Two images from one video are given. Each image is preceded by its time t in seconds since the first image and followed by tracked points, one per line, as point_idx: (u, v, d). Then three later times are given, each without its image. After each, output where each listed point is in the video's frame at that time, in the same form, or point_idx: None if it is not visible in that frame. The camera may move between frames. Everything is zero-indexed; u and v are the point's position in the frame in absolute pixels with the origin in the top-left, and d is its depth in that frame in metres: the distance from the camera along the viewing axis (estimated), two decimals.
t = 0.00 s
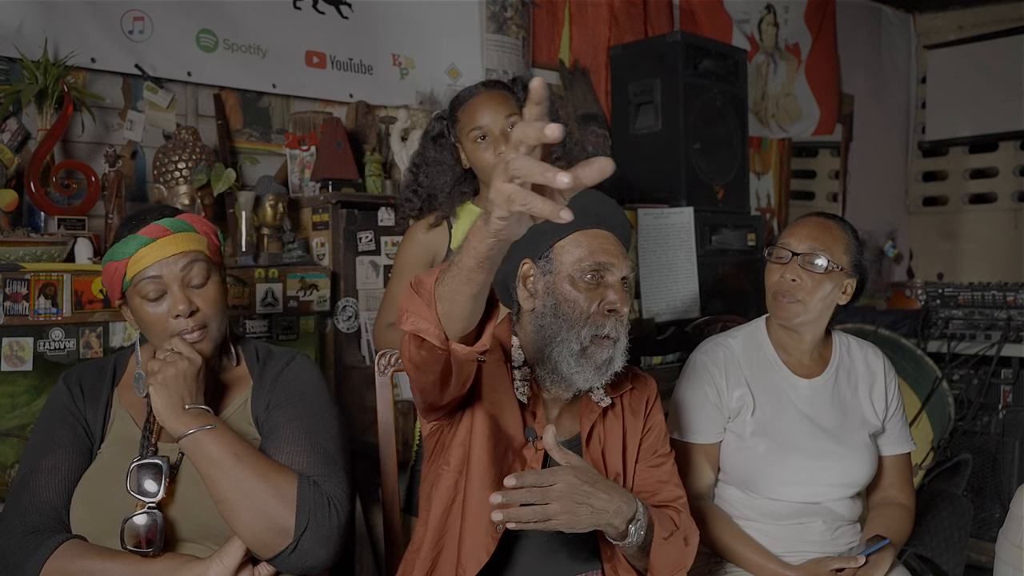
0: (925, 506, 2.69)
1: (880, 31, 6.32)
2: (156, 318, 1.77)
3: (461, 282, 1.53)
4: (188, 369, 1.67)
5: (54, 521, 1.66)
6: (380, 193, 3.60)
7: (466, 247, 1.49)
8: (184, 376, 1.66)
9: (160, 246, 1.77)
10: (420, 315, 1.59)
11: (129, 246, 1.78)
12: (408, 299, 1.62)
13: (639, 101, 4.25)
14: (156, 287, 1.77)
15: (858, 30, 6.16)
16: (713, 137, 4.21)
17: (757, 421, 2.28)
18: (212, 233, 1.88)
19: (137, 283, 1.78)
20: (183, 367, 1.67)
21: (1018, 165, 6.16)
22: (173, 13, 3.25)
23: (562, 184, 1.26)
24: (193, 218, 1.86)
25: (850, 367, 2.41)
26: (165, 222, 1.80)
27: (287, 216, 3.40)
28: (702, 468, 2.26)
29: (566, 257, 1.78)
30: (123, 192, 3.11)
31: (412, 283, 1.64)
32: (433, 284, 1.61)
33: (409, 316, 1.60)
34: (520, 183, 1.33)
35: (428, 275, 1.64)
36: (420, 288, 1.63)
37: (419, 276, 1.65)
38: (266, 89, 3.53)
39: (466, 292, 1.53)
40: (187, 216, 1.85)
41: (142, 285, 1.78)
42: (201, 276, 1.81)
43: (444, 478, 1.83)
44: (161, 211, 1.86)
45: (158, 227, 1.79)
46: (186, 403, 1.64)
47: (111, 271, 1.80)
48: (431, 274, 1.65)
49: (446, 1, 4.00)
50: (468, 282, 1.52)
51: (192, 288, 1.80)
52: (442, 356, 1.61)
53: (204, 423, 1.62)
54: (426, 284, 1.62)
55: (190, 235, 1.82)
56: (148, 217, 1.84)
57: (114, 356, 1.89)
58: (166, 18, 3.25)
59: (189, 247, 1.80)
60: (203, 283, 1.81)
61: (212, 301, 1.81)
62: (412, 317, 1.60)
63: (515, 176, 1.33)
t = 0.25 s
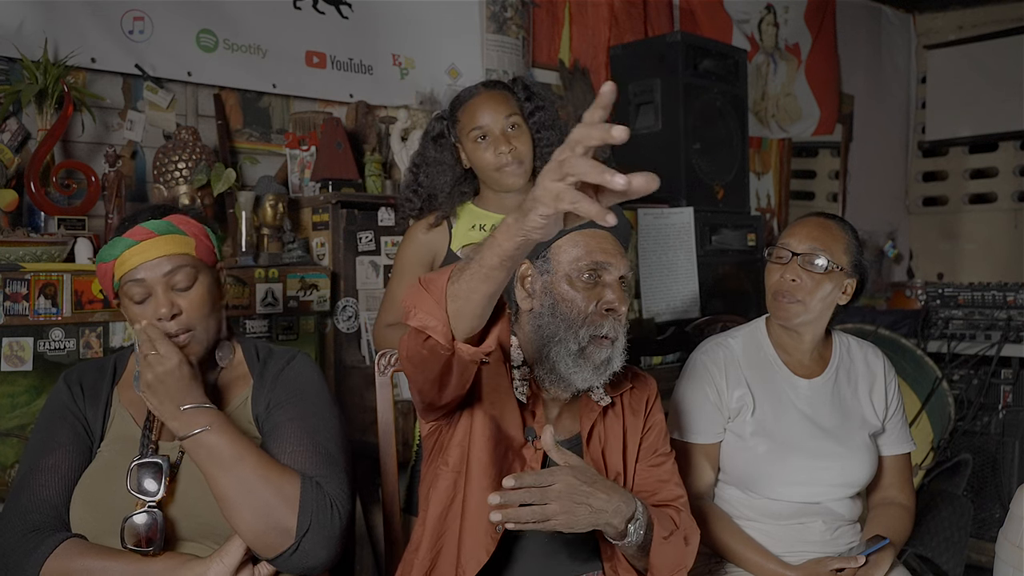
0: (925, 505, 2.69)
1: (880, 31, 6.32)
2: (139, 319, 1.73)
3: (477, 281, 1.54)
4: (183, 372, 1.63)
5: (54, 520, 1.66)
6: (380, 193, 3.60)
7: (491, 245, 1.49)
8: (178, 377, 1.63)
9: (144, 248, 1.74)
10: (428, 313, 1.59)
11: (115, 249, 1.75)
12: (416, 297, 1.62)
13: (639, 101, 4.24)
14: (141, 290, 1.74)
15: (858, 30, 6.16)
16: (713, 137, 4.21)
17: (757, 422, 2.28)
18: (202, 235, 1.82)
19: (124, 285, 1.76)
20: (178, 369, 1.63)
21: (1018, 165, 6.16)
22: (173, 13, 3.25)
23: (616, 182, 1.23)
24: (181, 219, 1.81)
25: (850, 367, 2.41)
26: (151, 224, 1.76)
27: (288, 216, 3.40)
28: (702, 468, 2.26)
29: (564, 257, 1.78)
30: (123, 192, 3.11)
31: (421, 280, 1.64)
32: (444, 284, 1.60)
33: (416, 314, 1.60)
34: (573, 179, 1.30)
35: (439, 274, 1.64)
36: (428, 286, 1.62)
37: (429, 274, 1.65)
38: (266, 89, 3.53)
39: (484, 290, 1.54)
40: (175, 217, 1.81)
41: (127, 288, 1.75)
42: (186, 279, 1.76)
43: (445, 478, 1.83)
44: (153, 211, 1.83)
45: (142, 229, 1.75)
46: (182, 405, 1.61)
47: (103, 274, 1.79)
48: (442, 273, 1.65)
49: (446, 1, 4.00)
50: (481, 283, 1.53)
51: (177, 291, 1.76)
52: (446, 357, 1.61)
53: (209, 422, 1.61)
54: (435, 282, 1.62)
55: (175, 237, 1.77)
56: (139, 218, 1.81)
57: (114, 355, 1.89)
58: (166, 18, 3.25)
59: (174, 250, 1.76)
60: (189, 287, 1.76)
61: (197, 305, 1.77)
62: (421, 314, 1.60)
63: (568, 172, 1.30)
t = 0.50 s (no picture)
0: (925, 505, 2.69)
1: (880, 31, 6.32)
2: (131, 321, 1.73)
3: (479, 275, 1.53)
4: (166, 374, 1.62)
5: (53, 519, 1.66)
6: (380, 193, 3.60)
7: (496, 240, 1.47)
8: (164, 380, 1.61)
9: (136, 252, 1.73)
10: (424, 309, 1.59)
11: (109, 251, 1.75)
12: (413, 292, 1.62)
13: (639, 101, 4.24)
14: (135, 294, 1.73)
15: (858, 30, 6.16)
16: (713, 137, 4.21)
17: (757, 421, 2.28)
18: (197, 238, 1.80)
19: (119, 288, 1.75)
20: (162, 373, 1.61)
21: (1018, 165, 6.16)
22: (173, 13, 3.25)
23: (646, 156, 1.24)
24: (176, 223, 1.79)
25: (850, 367, 2.41)
26: (143, 229, 1.75)
27: (288, 216, 3.41)
28: (702, 468, 2.26)
29: (562, 265, 1.77)
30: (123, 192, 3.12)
31: (421, 275, 1.63)
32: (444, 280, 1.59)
33: (413, 309, 1.60)
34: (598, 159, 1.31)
35: (439, 269, 1.63)
36: (427, 280, 1.62)
37: (429, 269, 1.64)
38: (267, 89, 3.53)
39: (485, 285, 1.53)
40: (169, 220, 1.79)
41: (123, 291, 1.74)
42: (178, 284, 1.74)
43: (445, 477, 1.83)
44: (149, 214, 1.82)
45: (135, 233, 1.74)
46: (176, 407, 1.60)
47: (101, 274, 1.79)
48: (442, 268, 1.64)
49: (446, 1, 4.00)
50: (480, 280, 1.53)
51: (170, 297, 1.74)
52: (441, 355, 1.61)
53: (205, 422, 1.60)
54: (434, 278, 1.61)
55: (168, 242, 1.75)
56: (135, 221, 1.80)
57: (112, 354, 1.89)
58: (167, 18, 3.25)
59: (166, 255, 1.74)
60: (182, 294, 1.75)
61: (190, 313, 1.75)
62: (418, 309, 1.59)
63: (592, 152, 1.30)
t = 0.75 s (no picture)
0: (925, 505, 2.69)
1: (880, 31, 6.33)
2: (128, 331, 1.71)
3: (476, 275, 1.53)
4: (160, 372, 1.62)
5: (52, 518, 1.66)
6: (380, 192, 3.60)
7: (488, 239, 1.48)
8: (158, 379, 1.61)
9: (134, 267, 1.70)
10: (429, 311, 1.59)
11: (107, 263, 1.71)
12: (418, 295, 1.62)
13: (639, 101, 4.24)
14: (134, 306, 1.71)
15: (858, 30, 6.16)
16: (713, 137, 4.21)
17: (757, 421, 2.28)
18: (197, 248, 1.76)
19: (118, 298, 1.73)
20: (153, 370, 1.62)
21: (1018, 165, 6.16)
22: (173, 13, 3.25)
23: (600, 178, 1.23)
24: (175, 233, 1.75)
25: (850, 367, 2.41)
26: (142, 242, 1.71)
27: (288, 216, 3.41)
28: (701, 468, 2.26)
29: (565, 261, 1.78)
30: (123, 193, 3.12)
31: (423, 278, 1.64)
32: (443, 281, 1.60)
33: (418, 311, 1.60)
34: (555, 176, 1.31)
35: (439, 271, 1.64)
36: (429, 283, 1.62)
37: (430, 272, 1.65)
38: (267, 89, 3.53)
39: (484, 285, 1.53)
40: (168, 231, 1.75)
41: (122, 301, 1.72)
42: (178, 296, 1.72)
43: (447, 476, 1.83)
44: (148, 223, 1.78)
45: (133, 247, 1.71)
46: (173, 407, 1.60)
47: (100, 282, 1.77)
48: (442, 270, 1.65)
49: (446, 1, 4.00)
50: (476, 281, 1.53)
51: (170, 310, 1.72)
52: (451, 354, 1.61)
53: (201, 423, 1.60)
54: (436, 280, 1.62)
55: (167, 256, 1.72)
56: (134, 229, 1.76)
57: (112, 353, 1.89)
58: (167, 18, 3.25)
59: (166, 268, 1.71)
60: (182, 307, 1.73)
61: (190, 325, 1.74)
62: (422, 312, 1.60)
63: (548, 169, 1.30)
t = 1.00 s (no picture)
0: (925, 505, 2.70)
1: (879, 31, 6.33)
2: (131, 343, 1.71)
3: (461, 281, 1.53)
4: (164, 371, 1.62)
5: (53, 519, 1.66)
6: (380, 193, 3.60)
7: (470, 247, 1.48)
8: (161, 377, 1.62)
9: (136, 285, 1.69)
10: (419, 316, 1.59)
11: (109, 279, 1.71)
12: (409, 301, 1.62)
13: (639, 101, 4.24)
14: (136, 320, 1.71)
15: (858, 30, 6.16)
16: (713, 137, 4.21)
17: (757, 421, 2.28)
18: (199, 261, 1.74)
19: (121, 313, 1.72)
20: (158, 370, 1.62)
21: (1018, 165, 6.16)
22: (173, 13, 3.25)
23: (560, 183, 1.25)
24: (175, 248, 1.72)
25: (850, 367, 2.41)
26: (143, 259, 1.69)
27: (288, 216, 3.40)
28: (702, 468, 2.26)
29: (568, 263, 1.78)
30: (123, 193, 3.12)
31: (415, 283, 1.64)
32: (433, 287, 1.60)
33: (409, 317, 1.60)
34: (519, 184, 1.32)
35: (431, 276, 1.64)
36: (420, 289, 1.63)
37: (422, 277, 1.65)
38: (267, 89, 3.53)
39: (468, 292, 1.53)
40: (169, 247, 1.72)
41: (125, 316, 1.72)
42: (181, 309, 1.72)
43: (448, 476, 1.83)
44: (148, 239, 1.75)
45: (135, 266, 1.69)
46: (176, 406, 1.61)
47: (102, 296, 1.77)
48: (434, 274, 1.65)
49: (446, 1, 4.00)
50: (466, 286, 1.53)
51: (172, 324, 1.72)
52: (442, 357, 1.61)
53: (204, 422, 1.60)
54: (427, 286, 1.62)
55: (169, 273, 1.70)
56: (136, 242, 1.74)
57: (112, 353, 1.89)
58: (167, 18, 3.25)
59: (167, 285, 1.69)
60: (184, 321, 1.72)
61: (193, 338, 1.74)
62: (412, 318, 1.60)
63: (512, 178, 1.32)
